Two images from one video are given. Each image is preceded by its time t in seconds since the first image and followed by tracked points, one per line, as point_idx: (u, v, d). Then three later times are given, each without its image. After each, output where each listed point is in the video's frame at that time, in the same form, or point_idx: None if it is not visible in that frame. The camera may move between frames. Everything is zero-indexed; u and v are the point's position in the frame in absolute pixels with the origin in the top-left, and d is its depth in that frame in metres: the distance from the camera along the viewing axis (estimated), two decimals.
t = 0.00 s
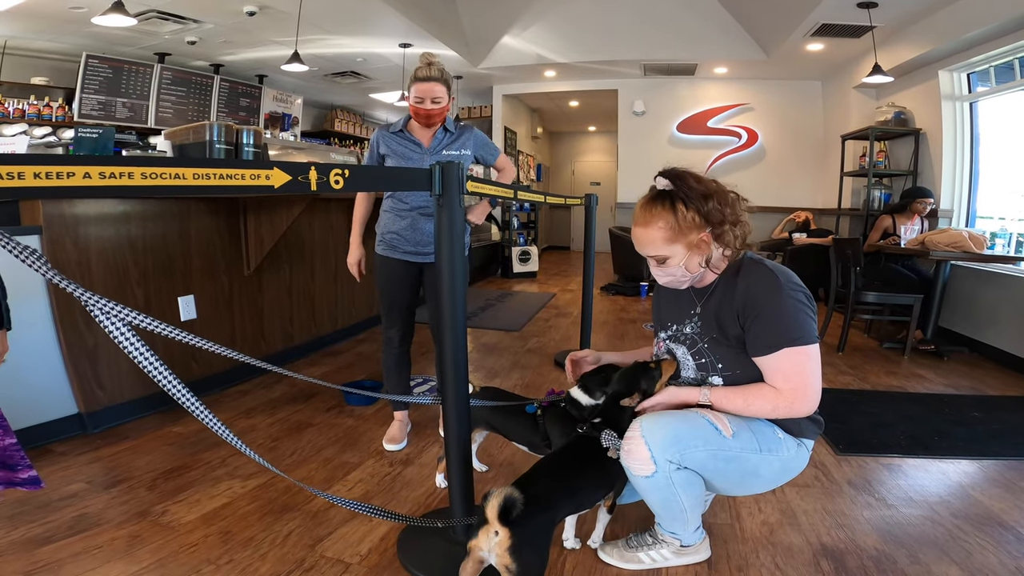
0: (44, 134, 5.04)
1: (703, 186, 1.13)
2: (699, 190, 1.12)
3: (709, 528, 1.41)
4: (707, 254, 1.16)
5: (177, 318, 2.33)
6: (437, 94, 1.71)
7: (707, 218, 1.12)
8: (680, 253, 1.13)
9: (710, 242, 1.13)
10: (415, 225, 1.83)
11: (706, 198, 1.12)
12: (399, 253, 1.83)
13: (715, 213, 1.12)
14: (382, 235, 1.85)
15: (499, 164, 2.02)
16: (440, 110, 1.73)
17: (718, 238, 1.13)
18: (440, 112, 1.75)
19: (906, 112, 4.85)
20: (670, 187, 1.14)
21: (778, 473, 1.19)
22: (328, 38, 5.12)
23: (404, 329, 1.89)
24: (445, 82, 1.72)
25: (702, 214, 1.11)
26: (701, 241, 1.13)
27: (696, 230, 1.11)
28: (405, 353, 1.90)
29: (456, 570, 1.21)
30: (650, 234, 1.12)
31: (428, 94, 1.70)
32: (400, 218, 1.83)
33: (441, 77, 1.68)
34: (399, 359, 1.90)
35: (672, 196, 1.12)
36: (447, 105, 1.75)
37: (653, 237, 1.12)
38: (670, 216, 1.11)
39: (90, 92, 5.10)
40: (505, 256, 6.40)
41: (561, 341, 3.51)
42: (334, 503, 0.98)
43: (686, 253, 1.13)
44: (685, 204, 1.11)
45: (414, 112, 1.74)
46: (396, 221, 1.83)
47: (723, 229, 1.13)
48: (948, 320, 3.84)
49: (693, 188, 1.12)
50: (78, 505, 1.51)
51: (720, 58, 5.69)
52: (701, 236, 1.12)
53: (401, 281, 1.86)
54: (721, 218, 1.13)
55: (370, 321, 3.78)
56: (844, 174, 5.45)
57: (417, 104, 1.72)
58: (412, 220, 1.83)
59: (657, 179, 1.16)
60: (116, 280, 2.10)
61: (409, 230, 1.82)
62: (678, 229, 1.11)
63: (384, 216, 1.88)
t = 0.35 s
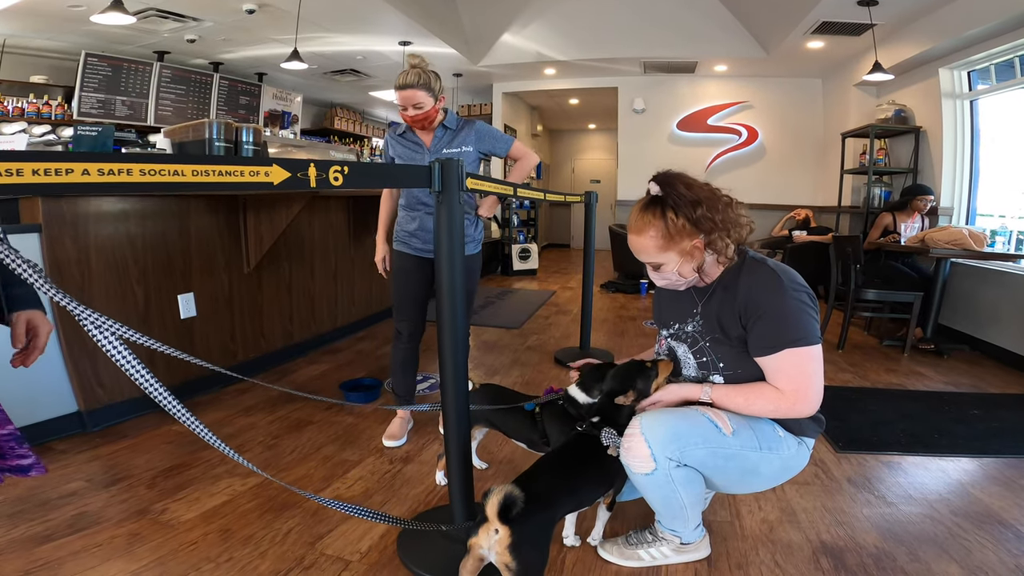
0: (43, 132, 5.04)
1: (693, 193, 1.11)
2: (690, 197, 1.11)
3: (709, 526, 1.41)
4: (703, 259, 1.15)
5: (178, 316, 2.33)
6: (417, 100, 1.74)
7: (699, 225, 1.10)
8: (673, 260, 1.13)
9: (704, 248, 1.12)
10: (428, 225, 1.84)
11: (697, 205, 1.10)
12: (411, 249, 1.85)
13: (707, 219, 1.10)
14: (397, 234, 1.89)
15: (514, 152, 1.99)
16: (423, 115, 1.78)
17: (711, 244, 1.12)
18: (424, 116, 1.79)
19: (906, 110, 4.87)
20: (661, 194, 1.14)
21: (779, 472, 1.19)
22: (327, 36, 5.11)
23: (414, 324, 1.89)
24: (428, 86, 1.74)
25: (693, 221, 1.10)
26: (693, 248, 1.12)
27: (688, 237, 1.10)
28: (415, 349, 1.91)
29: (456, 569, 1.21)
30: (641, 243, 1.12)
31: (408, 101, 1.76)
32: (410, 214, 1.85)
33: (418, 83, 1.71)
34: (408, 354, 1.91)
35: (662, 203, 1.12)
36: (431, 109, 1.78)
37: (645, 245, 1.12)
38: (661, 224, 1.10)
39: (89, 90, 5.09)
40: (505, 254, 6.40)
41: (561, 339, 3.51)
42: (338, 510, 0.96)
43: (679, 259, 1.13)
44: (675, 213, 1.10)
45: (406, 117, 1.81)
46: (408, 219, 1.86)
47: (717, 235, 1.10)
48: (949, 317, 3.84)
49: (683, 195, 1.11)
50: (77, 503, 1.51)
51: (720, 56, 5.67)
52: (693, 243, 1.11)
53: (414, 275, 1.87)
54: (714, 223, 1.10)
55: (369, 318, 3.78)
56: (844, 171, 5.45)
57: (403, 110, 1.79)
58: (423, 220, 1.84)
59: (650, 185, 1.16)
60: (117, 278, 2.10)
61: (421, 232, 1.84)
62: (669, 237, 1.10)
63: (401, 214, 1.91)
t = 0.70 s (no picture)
0: (48, 131, 5.06)
1: (699, 187, 1.11)
2: (696, 192, 1.11)
3: (712, 525, 1.41)
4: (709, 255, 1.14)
5: (182, 314, 2.34)
6: (420, 97, 1.74)
7: (705, 219, 1.10)
8: (680, 256, 1.12)
9: (711, 242, 1.12)
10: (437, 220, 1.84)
11: (703, 199, 1.10)
12: (417, 244, 1.85)
13: (713, 213, 1.10)
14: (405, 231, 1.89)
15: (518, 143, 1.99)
16: (427, 111, 1.77)
17: (717, 239, 1.11)
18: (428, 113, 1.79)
19: (912, 108, 4.84)
20: (666, 189, 1.13)
21: (782, 471, 1.19)
22: (330, 34, 5.11)
23: (420, 320, 1.91)
24: (428, 82, 1.73)
25: (699, 215, 1.10)
26: (700, 242, 1.11)
27: (695, 231, 1.10)
28: (423, 345, 1.92)
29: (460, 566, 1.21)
30: (647, 238, 1.12)
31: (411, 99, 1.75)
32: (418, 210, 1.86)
33: (419, 79, 1.71)
34: (415, 351, 1.91)
35: (667, 198, 1.11)
36: (433, 104, 1.78)
37: (651, 240, 1.11)
38: (666, 219, 1.10)
39: (94, 89, 5.11)
40: (508, 251, 6.40)
41: (564, 337, 3.50)
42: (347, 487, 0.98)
43: (686, 255, 1.12)
44: (682, 206, 1.10)
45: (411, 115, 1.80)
46: (416, 215, 1.87)
47: (723, 229, 1.10)
48: (954, 316, 3.82)
49: (689, 189, 1.11)
50: (81, 501, 1.52)
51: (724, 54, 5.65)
52: (700, 237, 1.11)
53: (417, 271, 1.87)
54: (720, 217, 1.10)
55: (373, 315, 3.79)
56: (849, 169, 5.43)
57: (407, 108, 1.79)
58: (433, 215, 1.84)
59: (654, 180, 1.16)
60: (122, 276, 2.11)
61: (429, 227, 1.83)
62: (675, 232, 1.10)
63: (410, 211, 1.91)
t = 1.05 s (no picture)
0: (53, 131, 5.07)
1: (713, 183, 1.12)
2: (710, 187, 1.11)
3: (718, 524, 1.40)
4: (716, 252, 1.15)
5: (187, 313, 2.35)
6: (442, 78, 1.81)
7: (717, 216, 1.10)
8: (688, 252, 1.12)
9: (720, 238, 1.13)
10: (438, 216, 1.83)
11: (716, 195, 1.11)
12: (416, 241, 1.85)
13: (725, 210, 1.11)
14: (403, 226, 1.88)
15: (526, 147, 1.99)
16: (446, 93, 1.82)
17: (727, 236, 1.12)
18: (447, 96, 1.84)
19: (918, 106, 4.83)
20: (678, 183, 1.13)
21: (790, 470, 1.18)
22: (333, 33, 5.11)
23: (419, 319, 1.90)
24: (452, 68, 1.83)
25: (711, 211, 1.10)
26: (709, 238, 1.12)
27: (707, 227, 1.11)
28: (420, 343, 1.91)
29: (464, 568, 1.20)
30: (658, 232, 1.10)
31: (433, 79, 1.81)
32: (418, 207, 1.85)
33: (444, 62, 1.80)
34: (414, 349, 1.91)
35: (680, 192, 1.11)
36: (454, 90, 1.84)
37: (661, 234, 1.10)
38: (678, 214, 1.09)
39: (98, 89, 5.12)
40: (511, 250, 6.39)
41: (568, 335, 3.50)
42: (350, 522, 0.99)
43: (695, 251, 1.12)
44: (696, 201, 1.10)
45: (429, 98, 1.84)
46: (415, 212, 1.86)
47: (734, 226, 1.12)
48: (961, 315, 3.80)
49: (703, 185, 1.11)
50: (87, 501, 1.52)
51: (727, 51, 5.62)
52: (711, 233, 1.11)
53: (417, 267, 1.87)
54: (732, 215, 1.11)
55: (377, 314, 3.79)
56: (854, 168, 5.40)
57: (425, 89, 1.83)
58: (433, 211, 1.84)
59: (666, 173, 1.15)
60: (127, 276, 2.12)
61: (425, 221, 1.84)
62: (687, 227, 1.09)
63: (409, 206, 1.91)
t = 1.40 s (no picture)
0: (57, 121, 5.08)
1: (721, 181, 1.12)
2: (718, 185, 1.11)
3: (718, 517, 1.42)
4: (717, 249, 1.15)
5: (191, 302, 2.36)
6: (444, 60, 1.83)
7: (720, 213, 1.11)
8: (689, 246, 1.12)
9: (722, 236, 1.13)
10: (430, 207, 1.84)
11: (722, 193, 1.11)
12: (408, 232, 1.86)
13: (730, 208, 1.11)
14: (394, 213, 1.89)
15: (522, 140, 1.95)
16: (446, 74, 1.82)
17: (730, 235, 1.12)
18: (446, 79, 1.84)
19: (925, 103, 4.81)
20: (688, 178, 1.13)
21: (793, 464, 1.19)
22: (338, 24, 5.09)
23: (395, 308, 1.93)
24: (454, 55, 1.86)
25: (716, 208, 1.10)
26: (711, 235, 1.12)
27: (709, 223, 1.11)
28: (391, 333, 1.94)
29: (470, 559, 1.22)
30: (660, 224, 1.11)
31: (436, 61, 1.83)
32: (411, 198, 1.86)
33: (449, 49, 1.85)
34: (383, 339, 1.93)
35: (687, 186, 1.11)
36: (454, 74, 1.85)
37: (663, 226, 1.11)
38: (682, 207, 1.10)
39: (103, 79, 5.12)
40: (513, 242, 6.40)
41: (570, 327, 3.52)
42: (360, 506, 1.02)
43: (695, 246, 1.13)
44: (702, 196, 1.10)
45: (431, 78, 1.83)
46: (408, 203, 1.87)
47: (737, 226, 1.11)
48: (963, 311, 3.80)
49: (711, 181, 1.11)
50: (93, 490, 1.54)
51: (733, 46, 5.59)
52: (713, 231, 1.12)
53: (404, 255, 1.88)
54: (735, 214, 1.11)
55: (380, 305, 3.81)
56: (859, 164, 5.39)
57: (426, 71, 1.84)
58: (425, 202, 1.84)
59: (677, 166, 1.16)
60: (131, 264, 2.13)
61: (421, 212, 1.84)
62: (689, 220, 1.10)
63: (400, 195, 1.91)
